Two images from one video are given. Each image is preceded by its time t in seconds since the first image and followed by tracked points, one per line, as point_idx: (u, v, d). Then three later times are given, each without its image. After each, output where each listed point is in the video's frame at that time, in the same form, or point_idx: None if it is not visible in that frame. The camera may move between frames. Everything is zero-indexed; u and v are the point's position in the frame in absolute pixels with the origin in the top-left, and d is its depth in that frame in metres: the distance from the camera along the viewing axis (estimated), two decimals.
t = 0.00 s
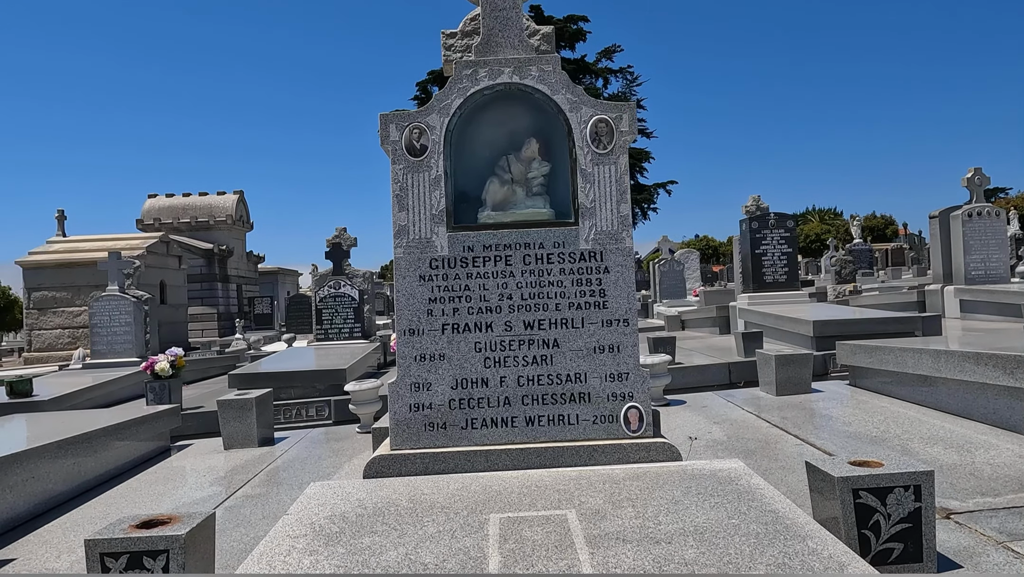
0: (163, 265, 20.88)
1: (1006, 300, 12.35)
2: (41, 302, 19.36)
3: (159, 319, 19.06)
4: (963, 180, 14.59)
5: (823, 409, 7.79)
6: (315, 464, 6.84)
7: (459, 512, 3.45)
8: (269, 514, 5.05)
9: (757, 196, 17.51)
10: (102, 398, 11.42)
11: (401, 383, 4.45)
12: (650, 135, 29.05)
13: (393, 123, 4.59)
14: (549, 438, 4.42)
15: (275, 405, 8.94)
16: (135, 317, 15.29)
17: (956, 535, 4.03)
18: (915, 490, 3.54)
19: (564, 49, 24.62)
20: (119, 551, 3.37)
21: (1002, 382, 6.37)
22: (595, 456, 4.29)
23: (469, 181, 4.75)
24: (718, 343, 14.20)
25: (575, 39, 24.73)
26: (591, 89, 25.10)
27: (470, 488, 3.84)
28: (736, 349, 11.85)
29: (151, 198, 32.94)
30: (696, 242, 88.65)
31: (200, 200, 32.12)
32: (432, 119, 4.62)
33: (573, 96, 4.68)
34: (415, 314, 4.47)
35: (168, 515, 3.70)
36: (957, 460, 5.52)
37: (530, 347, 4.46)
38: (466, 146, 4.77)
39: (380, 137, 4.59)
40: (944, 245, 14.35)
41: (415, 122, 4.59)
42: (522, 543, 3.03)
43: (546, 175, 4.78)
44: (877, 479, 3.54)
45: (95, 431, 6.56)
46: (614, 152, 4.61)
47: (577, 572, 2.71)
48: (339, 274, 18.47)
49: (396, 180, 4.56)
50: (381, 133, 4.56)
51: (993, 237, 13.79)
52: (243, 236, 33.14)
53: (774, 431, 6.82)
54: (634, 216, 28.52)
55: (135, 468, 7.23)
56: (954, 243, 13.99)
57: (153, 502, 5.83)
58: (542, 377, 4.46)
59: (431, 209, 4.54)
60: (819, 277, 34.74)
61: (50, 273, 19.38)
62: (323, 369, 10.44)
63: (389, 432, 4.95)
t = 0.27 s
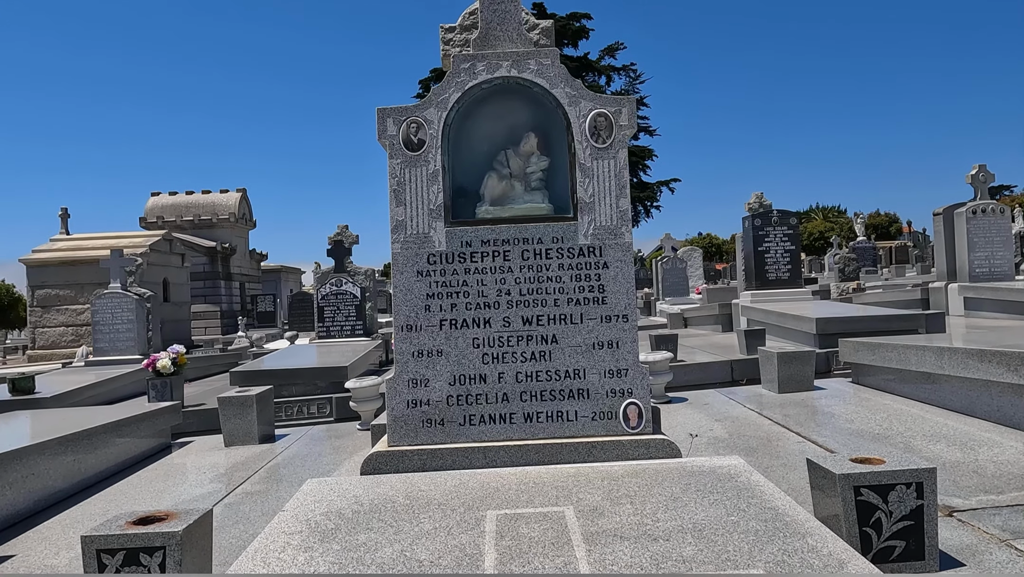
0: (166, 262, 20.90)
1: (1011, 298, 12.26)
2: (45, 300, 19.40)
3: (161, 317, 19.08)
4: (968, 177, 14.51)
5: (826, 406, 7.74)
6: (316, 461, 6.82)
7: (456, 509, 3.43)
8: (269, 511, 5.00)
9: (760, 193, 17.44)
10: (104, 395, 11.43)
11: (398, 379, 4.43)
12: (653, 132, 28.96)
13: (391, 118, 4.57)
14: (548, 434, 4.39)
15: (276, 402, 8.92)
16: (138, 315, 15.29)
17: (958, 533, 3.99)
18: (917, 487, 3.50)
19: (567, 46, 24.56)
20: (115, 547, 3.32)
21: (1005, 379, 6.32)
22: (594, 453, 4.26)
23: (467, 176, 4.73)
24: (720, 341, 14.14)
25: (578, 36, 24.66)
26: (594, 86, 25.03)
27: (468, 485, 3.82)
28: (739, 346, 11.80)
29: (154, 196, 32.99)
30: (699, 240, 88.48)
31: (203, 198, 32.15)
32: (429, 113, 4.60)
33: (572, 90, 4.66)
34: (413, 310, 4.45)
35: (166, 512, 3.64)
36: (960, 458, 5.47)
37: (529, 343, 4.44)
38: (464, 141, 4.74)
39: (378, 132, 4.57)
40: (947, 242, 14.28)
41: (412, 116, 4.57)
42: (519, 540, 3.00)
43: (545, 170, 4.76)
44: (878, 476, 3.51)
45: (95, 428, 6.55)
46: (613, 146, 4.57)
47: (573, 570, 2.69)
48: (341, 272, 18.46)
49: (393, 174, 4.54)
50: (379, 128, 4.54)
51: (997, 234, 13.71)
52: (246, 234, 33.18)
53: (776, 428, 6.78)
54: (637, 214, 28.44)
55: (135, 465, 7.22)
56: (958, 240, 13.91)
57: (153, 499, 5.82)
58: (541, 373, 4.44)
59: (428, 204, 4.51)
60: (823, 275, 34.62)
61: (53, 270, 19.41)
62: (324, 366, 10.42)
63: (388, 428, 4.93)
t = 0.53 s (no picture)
0: (170, 261, 20.94)
1: (1015, 296, 12.20)
2: (49, 298, 19.45)
3: (165, 316, 19.12)
4: (972, 175, 14.43)
5: (829, 405, 7.71)
6: (318, 460, 6.82)
7: (458, 508, 3.43)
8: (271, 509, 4.99)
9: (763, 191, 17.38)
10: (107, 393, 11.45)
11: (400, 378, 4.43)
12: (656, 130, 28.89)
13: (392, 116, 4.56)
14: (550, 433, 4.39)
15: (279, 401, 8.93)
16: (141, 313, 15.32)
17: (962, 533, 3.97)
18: (921, 487, 3.48)
19: (569, 44, 24.50)
20: (117, 546, 3.31)
21: (1010, 378, 6.28)
22: (596, 452, 4.26)
23: (469, 175, 4.72)
24: (723, 339, 14.12)
25: (581, 34, 24.58)
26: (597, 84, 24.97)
27: (469, 484, 3.82)
28: (742, 345, 11.76)
29: (158, 195, 33.04)
30: (702, 238, 88.31)
31: (206, 196, 32.18)
32: (430, 111, 4.58)
33: (574, 88, 4.64)
34: (414, 308, 4.44)
35: (168, 510, 3.64)
36: (964, 457, 5.44)
37: (531, 342, 4.43)
38: (465, 139, 4.73)
39: (379, 130, 4.55)
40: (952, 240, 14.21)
41: (414, 114, 4.56)
42: (520, 539, 2.99)
43: (547, 169, 4.75)
44: (881, 476, 3.49)
45: (98, 426, 6.56)
46: (615, 144, 4.56)
47: (574, 570, 2.68)
48: (343, 270, 18.46)
49: (394, 173, 4.53)
50: (380, 126, 4.53)
51: (1002, 232, 13.63)
52: (249, 232, 33.21)
53: (779, 427, 6.75)
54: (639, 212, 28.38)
55: (138, 464, 7.23)
56: (963, 238, 13.84)
57: (156, 497, 5.83)
58: (542, 373, 4.43)
59: (430, 203, 4.50)
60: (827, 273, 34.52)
61: (57, 269, 19.46)
62: (327, 365, 10.42)
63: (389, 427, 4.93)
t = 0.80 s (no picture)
0: (173, 259, 20.99)
1: (1020, 293, 12.13)
2: (52, 296, 19.50)
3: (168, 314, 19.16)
4: (977, 172, 14.36)
5: (832, 402, 7.69)
6: (321, 457, 6.82)
7: (460, 505, 3.42)
8: (274, 506, 4.99)
9: (766, 188, 17.32)
10: (110, 391, 11.48)
11: (402, 374, 4.43)
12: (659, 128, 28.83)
13: (394, 112, 4.55)
14: (553, 430, 4.38)
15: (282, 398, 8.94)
16: (144, 311, 15.35)
17: (967, 530, 3.95)
18: (925, 484, 3.47)
19: (572, 41, 24.45)
20: (120, 542, 3.31)
21: (1014, 375, 6.25)
22: (598, 449, 4.25)
23: (471, 171, 4.72)
24: (726, 337, 14.08)
25: (583, 32, 24.52)
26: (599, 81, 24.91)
27: (472, 481, 3.82)
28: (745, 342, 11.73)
29: (161, 193, 33.08)
30: (705, 235, 88.13)
31: (209, 194, 32.21)
32: (433, 107, 4.58)
33: (576, 84, 4.64)
34: (416, 305, 4.44)
35: (171, 507, 3.64)
36: (968, 455, 5.41)
37: (533, 339, 4.42)
38: (467, 135, 4.72)
39: (381, 126, 4.55)
40: (956, 238, 14.13)
41: (416, 110, 4.56)
42: (523, 536, 2.99)
43: (549, 165, 4.74)
44: (885, 473, 3.47)
45: (102, 423, 6.57)
46: (618, 141, 4.56)
47: (577, 567, 2.67)
48: (346, 267, 18.47)
49: (397, 169, 4.53)
50: (382, 122, 4.53)
51: (1007, 229, 13.56)
52: (252, 230, 33.25)
53: (782, 424, 6.74)
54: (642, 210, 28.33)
55: (141, 461, 7.25)
56: (967, 236, 13.77)
57: (159, 493, 5.84)
58: (545, 369, 4.42)
59: (432, 199, 4.49)
60: (830, 271, 34.41)
61: (61, 267, 19.50)
62: (330, 362, 10.43)
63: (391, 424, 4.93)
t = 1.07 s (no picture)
0: (176, 257, 21.06)
1: None
2: (56, 294, 19.56)
3: (171, 312, 19.20)
4: (980, 170, 14.32)
5: (835, 401, 7.68)
6: (324, 455, 6.84)
7: (464, 503, 3.43)
8: (278, 504, 5.00)
9: (769, 187, 17.29)
10: (114, 389, 11.51)
11: (406, 373, 4.44)
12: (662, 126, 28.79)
13: (398, 111, 4.56)
14: (556, 428, 4.39)
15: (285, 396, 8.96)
16: (147, 309, 15.39)
17: (970, 529, 3.95)
18: (928, 483, 3.47)
19: (574, 39, 24.42)
20: (125, 540, 3.32)
21: (1018, 374, 6.24)
22: (601, 447, 4.26)
23: (474, 170, 4.72)
24: (729, 336, 14.07)
25: (586, 30, 24.50)
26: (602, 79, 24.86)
27: (475, 479, 3.83)
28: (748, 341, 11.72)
29: (164, 191, 33.12)
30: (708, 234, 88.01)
31: (212, 192, 32.24)
32: (436, 106, 4.58)
33: (579, 83, 4.64)
34: (420, 304, 4.45)
35: (176, 504, 3.65)
36: (971, 453, 5.41)
37: (536, 337, 4.43)
38: (471, 134, 4.73)
39: (385, 125, 4.56)
40: (960, 236, 14.09)
41: (419, 109, 4.56)
42: (526, 534, 3.00)
43: (553, 163, 4.74)
44: (888, 471, 3.47)
45: (106, 421, 6.60)
46: (621, 139, 4.57)
47: (581, 565, 2.68)
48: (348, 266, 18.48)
49: (400, 168, 4.54)
50: (385, 121, 4.54)
51: (1011, 227, 13.52)
52: (255, 229, 33.30)
53: (785, 423, 6.74)
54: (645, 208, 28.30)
55: (145, 458, 7.27)
56: (971, 234, 13.73)
57: (163, 491, 5.86)
58: (548, 368, 4.43)
59: (435, 198, 4.50)
60: (833, 269, 34.35)
61: (64, 265, 19.56)
62: (333, 360, 10.45)
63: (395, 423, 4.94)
